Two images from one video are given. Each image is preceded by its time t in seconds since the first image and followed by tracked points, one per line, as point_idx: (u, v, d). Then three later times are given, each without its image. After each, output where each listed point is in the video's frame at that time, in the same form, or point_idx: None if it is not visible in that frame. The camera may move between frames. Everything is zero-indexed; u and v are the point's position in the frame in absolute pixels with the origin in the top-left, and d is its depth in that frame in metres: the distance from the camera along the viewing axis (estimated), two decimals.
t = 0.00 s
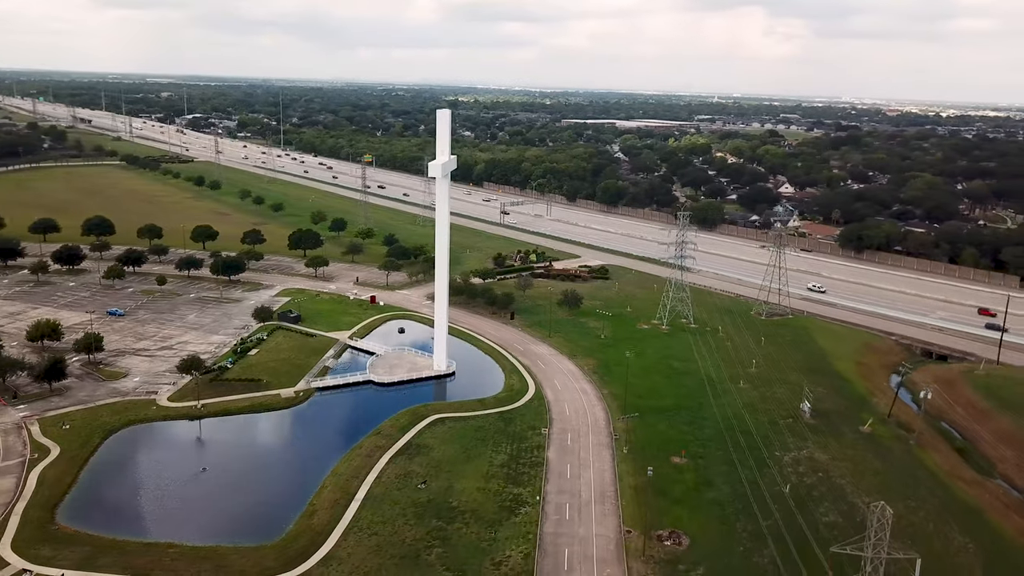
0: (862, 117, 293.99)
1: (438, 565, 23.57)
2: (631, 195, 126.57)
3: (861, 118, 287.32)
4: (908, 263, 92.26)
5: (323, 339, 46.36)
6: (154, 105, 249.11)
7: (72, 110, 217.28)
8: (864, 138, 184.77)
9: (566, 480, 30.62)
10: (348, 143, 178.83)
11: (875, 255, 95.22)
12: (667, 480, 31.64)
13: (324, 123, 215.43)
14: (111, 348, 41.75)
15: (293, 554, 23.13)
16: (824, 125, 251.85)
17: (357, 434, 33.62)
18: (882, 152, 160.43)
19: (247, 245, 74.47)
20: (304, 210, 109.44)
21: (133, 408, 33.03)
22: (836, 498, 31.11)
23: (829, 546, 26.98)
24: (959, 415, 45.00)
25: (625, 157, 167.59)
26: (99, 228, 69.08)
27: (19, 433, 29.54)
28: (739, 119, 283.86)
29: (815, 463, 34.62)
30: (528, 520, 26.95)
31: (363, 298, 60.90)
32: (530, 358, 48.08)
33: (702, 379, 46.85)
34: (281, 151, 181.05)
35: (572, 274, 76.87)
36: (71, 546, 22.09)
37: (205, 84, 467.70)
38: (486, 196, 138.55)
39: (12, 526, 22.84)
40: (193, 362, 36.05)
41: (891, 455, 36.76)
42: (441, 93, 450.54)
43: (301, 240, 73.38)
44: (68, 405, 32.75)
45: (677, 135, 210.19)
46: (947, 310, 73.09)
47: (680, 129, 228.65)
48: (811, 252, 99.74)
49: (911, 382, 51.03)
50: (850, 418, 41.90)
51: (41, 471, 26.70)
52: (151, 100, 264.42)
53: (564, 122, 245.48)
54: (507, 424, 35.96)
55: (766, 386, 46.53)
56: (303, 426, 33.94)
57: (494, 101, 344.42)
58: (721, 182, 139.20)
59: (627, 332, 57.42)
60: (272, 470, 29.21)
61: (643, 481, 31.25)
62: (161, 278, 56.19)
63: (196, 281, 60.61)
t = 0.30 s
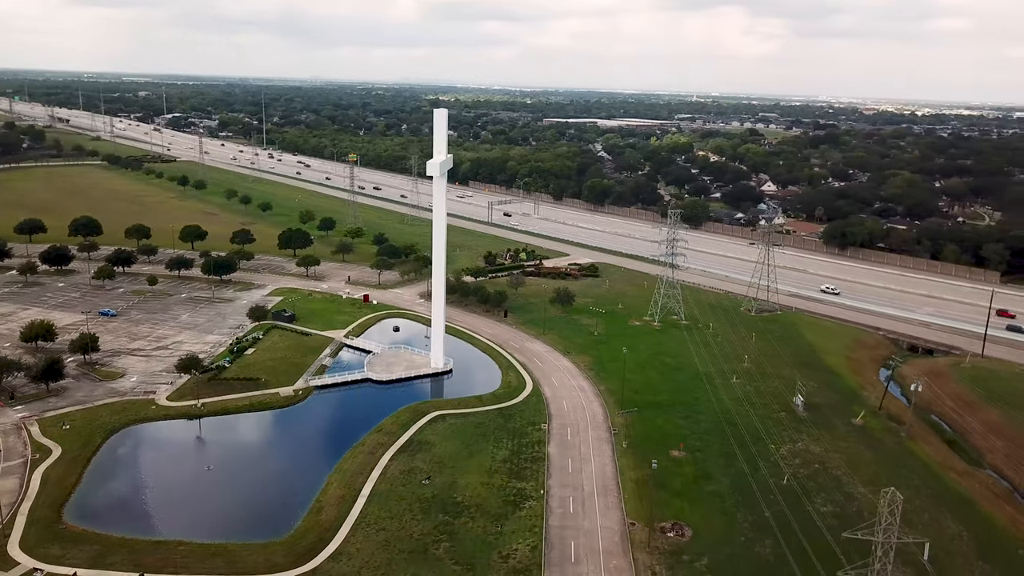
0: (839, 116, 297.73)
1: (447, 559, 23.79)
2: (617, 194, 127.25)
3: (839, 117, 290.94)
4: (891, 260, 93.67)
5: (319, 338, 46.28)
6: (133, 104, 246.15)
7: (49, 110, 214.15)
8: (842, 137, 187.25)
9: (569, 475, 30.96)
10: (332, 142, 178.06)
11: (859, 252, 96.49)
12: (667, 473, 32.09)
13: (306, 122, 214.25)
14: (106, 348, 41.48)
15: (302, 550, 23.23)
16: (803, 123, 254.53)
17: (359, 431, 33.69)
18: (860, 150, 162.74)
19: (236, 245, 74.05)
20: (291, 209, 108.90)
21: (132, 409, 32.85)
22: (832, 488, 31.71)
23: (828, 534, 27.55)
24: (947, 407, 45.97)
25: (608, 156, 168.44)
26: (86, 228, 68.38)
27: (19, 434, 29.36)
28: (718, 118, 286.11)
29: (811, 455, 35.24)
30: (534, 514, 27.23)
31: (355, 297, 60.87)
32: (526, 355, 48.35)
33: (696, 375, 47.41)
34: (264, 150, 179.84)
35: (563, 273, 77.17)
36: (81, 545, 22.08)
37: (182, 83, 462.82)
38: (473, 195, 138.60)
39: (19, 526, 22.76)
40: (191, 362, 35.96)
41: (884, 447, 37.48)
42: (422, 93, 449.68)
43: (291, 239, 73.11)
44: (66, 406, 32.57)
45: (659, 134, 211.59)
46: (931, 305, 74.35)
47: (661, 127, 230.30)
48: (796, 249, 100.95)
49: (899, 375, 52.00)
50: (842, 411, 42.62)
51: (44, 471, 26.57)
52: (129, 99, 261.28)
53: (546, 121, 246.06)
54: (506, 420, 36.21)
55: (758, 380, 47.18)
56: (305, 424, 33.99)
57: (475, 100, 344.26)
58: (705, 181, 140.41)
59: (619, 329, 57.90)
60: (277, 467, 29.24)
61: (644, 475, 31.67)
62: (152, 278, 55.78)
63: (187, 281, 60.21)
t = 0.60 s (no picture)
0: (817, 115, 301.51)
1: (455, 553, 23.96)
2: (602, 193, 128.04)
3: (816, 116, 294.42)
4: (875, 256, 95.07)
5: (314, 337, 46.22)
6: (111, 104, 243.30)
7: (26, 110, 211.02)
8: (821, 135, 189.67)
9: (570, 469, 31.30)
10: (315, 142, 177.35)
11: (843, 249, 97.83)
12: (666, 466, 32.50)
13: (287, 122, 213.14)
14: (101, 349, 41.19)
15: (311, 545, 23.32)
16: (782, 122, 257.18)
17: (360, 428, 33.77)
18: (840, 149, 164.85)
19: (226, 245, 73.64)
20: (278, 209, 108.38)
21: (131, 409, 32.74)
22: (828, 480, 32.24)
23: (828, 524, 28.09)
24: (935, 400, 46.89)
25: (591, 155, 169.26)
26: (73, 229, 67.67)
27: (18, 436, 29.19)
28: (698, 117, 288.21)
29: (805, 448, 35.81)
30: (538, 507, 27.52)
31: (349, 296, 60.86)
32: (521, 352, 48.64)
33: (689, 370, 47.96)
34: (247, 150, 178.62)
35: (553, 271, 77.51)
36: (90, 543, 22.05)
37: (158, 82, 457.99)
38: (459, 194, 138.70)
39: (25, 526, 22.68)
40: (189, 362, 35.88)
41: (876, 439, 38.16)
42: (403, 92, 448.61)
43: (281, 239, 72.86)
44: (64, 407, 32.39)
45: (642, 133, 212.87)
46: (916, 300, 75.61)
47: (642, 127, 232.00)
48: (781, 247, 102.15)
49: (888, 369, 52.93)
50: (834, 404, 43.33)
51: (47, 471, 26.43)
52: (106, 98, 258.07)
53: (528, 120, 246.59)
54: (506, 416, 36.47)
55: (751, 375, 47.78)
56: (305, 422, 34.00)
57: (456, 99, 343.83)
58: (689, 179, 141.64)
59: (612, 326, 58.34)
60: (281, 464, 29.32)
61: (644, 469, 32.06)
62: (143, 278, 55.42)
63: (178, 281, 59.86)
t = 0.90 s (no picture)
0: (796, 113, 305.04)
1: (463, 546, 24.20)
2: (588, 191, 128.69)
3: (794, 115, 297.74)
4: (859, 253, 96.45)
5: (310, 335, 46.17)
6: (88, 103, 239.96)
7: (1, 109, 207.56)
8: (801, 134, 191.88)
9: (572, 463, 31.66)
10: (298, 142, 176.41)
11: (827, 245, 99.14)
12: (665, 459, 32.96)
13: (269, 121, 211.69)
14: (95, 349, 40.92)
15: (321, 540, 23.47)
16: (762, 121, 259.83)
17: (361, 426, 33.89)
18: (820, 147, 166.90)
19: (215, 244, 73.19)
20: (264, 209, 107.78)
21: (130, 408, 32.61)
22: (824, 471, 32.85)
23: (827, 514, 28.68)
24: (923, 392, 47.82)
25: (575, 154, 169.89)
26: (59, 229, 67.01)
27: (18, 437, 28.99)
28: (678, 116, 290.24)
29: (800, 440, 36.40)
30: (542, 500, 27.83)
31: (341, 295, 60.73)
32: (517, 349, 48.95)
33: (682, 365, 48.54)
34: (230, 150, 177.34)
35: (544, 268, 77.83)
36: (99, 542, 22.02)
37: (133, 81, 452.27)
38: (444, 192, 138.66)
39: (33, 525, 22.62)
40: (188, 360, 35.76)
41: (868, 431, 38.93)
42: (384, 91, 447.06)
43: (271, 238, 72.59)
44: (63, 407, 32.20)
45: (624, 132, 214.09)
46: (901, 296, 76.86)
47: (624, 126, 233.17)
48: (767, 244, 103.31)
49: (876, 363, 53.87)
50: (825, 398, 44.08)
51: (50, 471, 26.32)
52: (82, 97, 254.34)
53: (511, 119, 246.98)
54: (505, 412, 36.76)
55: (744, 370, 48.45)
56: (305, 419, 34.10)
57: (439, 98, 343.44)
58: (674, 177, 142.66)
59: (605, 322, 58.83)
60: (284, 461, 29.37)
61: (643, 462, 32.49)
62: (134, 278, 54.99)
63: (168, 281, 59.43)
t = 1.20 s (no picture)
0: (775, 112, 308.12)
1: (471, 540, 24.43)
2: (574, 189, 129.32)
3: (773, 113, 300.72)
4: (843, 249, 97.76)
5: (305, 334, 46.09)
6: (64, 102, 236.53)
7: None
8: (781, 133, 193.99)
9: (572, 457, 32.03)
10: (281, 141, 175.40)
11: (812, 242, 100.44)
12: (664, 453, 33.41)
13: (251, 121, 210.16)
14: (90, 349, 40.62)
15: (330, 536, 23.61)
16: (741, 120, 262.17)
17: (362, 424, 33.97)
18: (800, 145, 168.92)
19: (204, 244, 72.74)
20: (251, 208, 107.12)
21: (130, 408, 32.52)
22: (819, 462, 33.43)
23: (824, 504, 29.28)
24: (910, 386, 48.77)
25: (559, 153, 170.47)
26: (46, 230, 66.34)
27: (18, 437, 28.82)
28: (657, 114, 292.47)
29: (794, 433, 37.00)
30: (546, 494, 28.14)
31: (334, 294, 60.64)
32: (512, 346, 49.23)
33: (675, 361, 49.09)
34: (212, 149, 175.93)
35: (534, 266, 78.17)
36: (108, 540, 22.04)
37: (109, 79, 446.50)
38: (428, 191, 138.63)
39: (41, 524, 22.59)
40: (186, 360, 35.63)
41: (860, 423, 39.71)
42: (364, 90, 445.31)
43: (260, 237, 72.31)
44: (61, 408, 32.01)
45: (606, 131, 215.03)
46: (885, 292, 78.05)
47: (606, 124, 234.15)
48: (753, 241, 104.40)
49: (863, 357, 54.83)
50: (817, 391, 44.83)
51: (54, 471, 26.24)
52: (58, 97, 250.70)
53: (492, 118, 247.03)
54: (505, 408, 37.02)
55: (736, 365, 49.10)
56: (306, 418, 34.13)
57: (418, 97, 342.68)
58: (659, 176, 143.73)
59: (598, 319, 59.26)
60: (288, 458, 29.50)
61: (643, 456, 32.93)
62: (125, 278, 54.57)
63: (159, 281, 59.02)
